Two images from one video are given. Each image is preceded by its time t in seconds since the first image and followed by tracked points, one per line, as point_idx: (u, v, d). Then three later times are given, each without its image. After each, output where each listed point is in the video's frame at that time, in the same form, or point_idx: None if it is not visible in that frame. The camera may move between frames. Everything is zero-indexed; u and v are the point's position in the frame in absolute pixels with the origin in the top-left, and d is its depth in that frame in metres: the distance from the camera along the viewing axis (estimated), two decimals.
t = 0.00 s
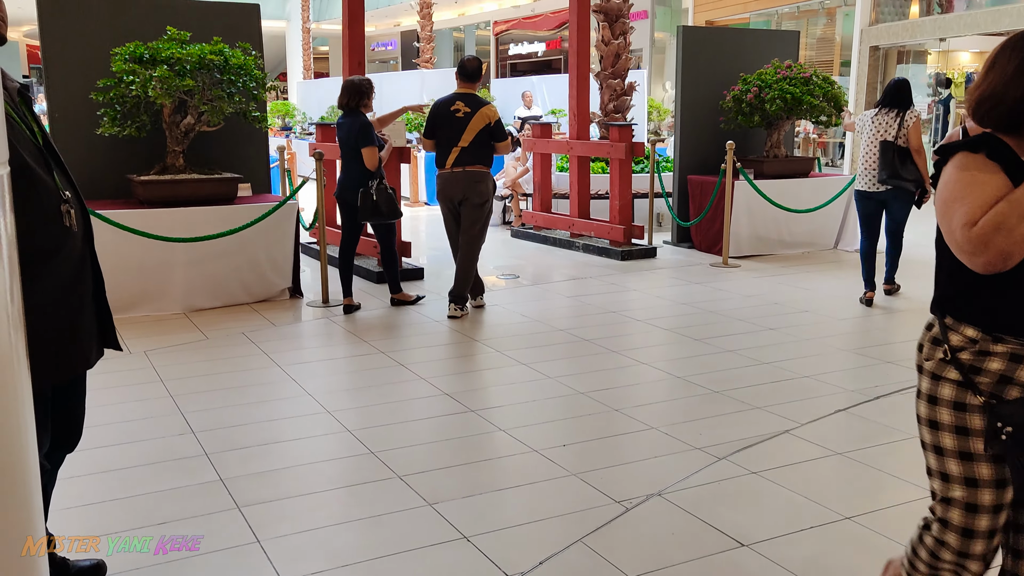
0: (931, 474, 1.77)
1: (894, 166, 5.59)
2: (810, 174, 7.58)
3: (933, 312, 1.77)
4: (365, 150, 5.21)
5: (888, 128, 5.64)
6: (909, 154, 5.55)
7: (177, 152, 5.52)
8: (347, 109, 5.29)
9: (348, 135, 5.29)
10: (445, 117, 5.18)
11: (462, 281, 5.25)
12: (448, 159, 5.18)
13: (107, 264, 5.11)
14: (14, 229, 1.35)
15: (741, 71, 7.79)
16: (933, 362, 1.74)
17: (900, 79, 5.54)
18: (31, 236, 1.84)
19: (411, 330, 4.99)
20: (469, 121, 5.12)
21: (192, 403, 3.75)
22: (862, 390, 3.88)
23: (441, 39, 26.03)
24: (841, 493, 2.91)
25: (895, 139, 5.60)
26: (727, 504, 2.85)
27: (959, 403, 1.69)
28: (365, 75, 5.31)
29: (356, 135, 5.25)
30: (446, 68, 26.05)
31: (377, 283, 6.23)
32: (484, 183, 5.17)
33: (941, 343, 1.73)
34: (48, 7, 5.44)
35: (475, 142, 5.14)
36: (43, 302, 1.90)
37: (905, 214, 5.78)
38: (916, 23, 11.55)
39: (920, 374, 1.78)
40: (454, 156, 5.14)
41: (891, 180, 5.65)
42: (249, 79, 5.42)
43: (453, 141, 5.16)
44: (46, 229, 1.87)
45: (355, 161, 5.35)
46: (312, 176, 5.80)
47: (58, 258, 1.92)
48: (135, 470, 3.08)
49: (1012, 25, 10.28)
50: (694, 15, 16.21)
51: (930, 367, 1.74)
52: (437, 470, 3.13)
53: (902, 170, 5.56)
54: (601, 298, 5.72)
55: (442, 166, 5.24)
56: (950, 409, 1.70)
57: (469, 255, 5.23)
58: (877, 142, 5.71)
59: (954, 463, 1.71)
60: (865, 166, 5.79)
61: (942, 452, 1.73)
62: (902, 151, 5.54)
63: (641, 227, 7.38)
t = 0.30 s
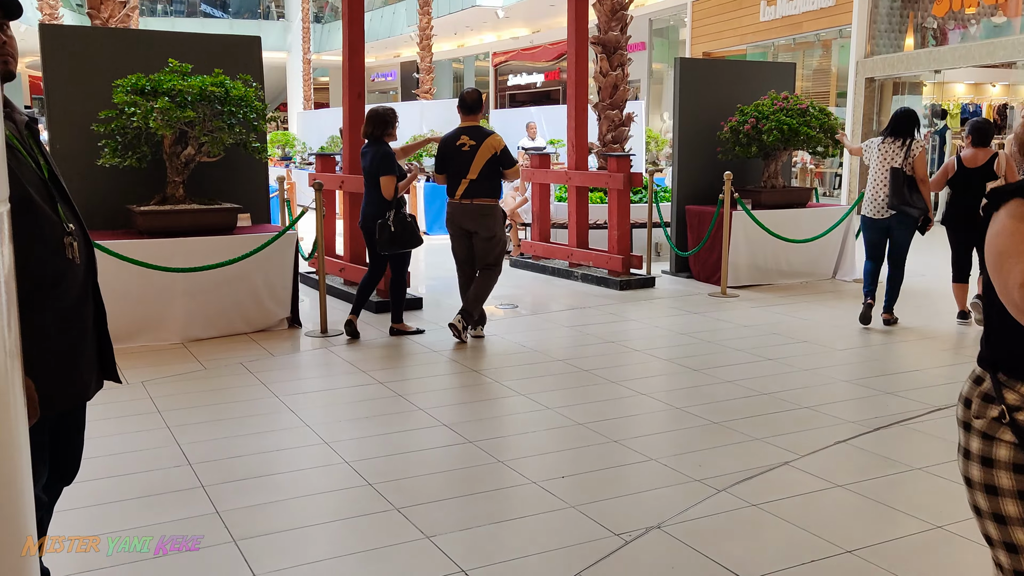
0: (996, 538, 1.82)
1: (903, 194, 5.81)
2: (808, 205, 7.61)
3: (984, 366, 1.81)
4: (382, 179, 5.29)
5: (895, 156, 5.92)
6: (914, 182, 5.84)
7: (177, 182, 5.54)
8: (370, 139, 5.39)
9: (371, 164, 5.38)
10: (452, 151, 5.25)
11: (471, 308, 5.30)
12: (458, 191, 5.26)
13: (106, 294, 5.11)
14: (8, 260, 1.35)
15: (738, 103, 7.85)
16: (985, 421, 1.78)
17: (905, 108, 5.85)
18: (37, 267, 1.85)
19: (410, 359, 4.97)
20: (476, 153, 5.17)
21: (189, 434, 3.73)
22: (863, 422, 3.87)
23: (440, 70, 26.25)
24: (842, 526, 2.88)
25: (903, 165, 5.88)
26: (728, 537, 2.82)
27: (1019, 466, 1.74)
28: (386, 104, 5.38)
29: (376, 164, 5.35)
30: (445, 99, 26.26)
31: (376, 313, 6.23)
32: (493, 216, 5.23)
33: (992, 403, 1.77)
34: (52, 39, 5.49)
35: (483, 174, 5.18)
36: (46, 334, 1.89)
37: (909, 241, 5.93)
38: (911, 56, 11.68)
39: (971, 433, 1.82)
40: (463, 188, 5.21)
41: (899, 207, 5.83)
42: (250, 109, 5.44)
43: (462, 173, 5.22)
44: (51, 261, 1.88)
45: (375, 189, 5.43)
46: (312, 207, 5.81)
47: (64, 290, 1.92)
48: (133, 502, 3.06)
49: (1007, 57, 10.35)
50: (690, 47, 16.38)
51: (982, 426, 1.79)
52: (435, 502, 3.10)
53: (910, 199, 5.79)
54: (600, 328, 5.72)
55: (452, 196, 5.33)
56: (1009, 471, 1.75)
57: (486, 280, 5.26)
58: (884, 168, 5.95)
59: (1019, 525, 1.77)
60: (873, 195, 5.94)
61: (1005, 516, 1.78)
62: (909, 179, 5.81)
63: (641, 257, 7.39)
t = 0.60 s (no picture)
0: None
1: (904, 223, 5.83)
2: (805, 234, 7.64)
3: None
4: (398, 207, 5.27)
5: (894, 186, 5.94)
6: (914, 211, 5.87)
7: (177, 212, 5.56)
8: (389, 166, 5.41)
9: (387, 192, 5.39)
10: (463, 180, 5.29)
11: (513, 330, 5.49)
12: (470, 220, 5.29)
13: (104, 323, 5.10)
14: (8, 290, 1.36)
15: (735, 133, 7.90)
16: None
17: (903, 139, 5.97)
18: (40, 297, 1.85)
19: (408, 388, 4.96)
20: (487, 181, 5.23)
21: (185, 465, 3.70)
22: (862, 452, 3.85)
23: (439, 100, 26.46)
24: (841, 557, 2.86)
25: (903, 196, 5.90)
26: (728, 569, 2.80)
27: None
28: (402, 133, 5.42)
29: (393, 192, 5.35)
30: (444, 128, 26.41)
31: (374, 341, 6.23)
32: (504, 246, 5.31)
33: None
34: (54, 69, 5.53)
35: (493, 204, 5.25)
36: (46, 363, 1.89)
37: (907, 267, 5.90)
38: (905, 86, 11.80)
39: None
40: (474, 218, 5.25)
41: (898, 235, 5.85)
42: (250, 140, 5.47)
43: (473, 202, 5.27)
44: (54, 291, 1.88)
45: (392, 217, 5.43)
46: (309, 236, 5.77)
47: (65, 320, 1.92)
48: (128, 533, 3.04)
49: (1001, 88, 10.44)
50: (687, 78, 16.50)
51: None
52: (433, 533, 3.08)
53: (910, 227, 5.81)
54: (598, 357, 5.72)
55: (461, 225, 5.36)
56: None
57: (517, 305, 5.41)
58: (884, 199, 5.98)
59: None
60: (871, 222, 5.99)
61: None
62: (908, 208, 5.87)
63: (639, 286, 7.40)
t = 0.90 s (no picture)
0: None
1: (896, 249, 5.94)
2: (802, 262, 7.65)
3: None
4: (415, 236, 5.34)
5: (887, 215, 6.02)
6: (909, 237, 5.91)
7: (174, 239, 5.57)
8: (403, 196, 5.45)
9: (403, 221, 5.44)
10: (486, 207, 5.27)
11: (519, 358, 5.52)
12: (491, 248, 5.28)
13: (100, 351, 5.08)
14: None
15: (731, 161, 7.94)
16: None
17: (895, 168, 6.08)
18: (40, 331, 1.84)
19: (405, 417, 4.94)
20: (512, 210, 5.25)
21: (180, 495, 3.67)
22: (862, 482, 3.82)
23: (437, 127, 26.62)
24: None
25: (895, 224, 5.95)
26: None
27: None
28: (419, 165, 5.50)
29: (411, 223, 5.38)
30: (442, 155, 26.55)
31: (371, 368, 6.21)
32: (525, 272, 5.35)
33: None
34: (54, 97, 5.55)
35: (516, 232, 5.28)
36: (45, 399, 1.88)
37: (909, 292, 5.90)
38: (900, 115, 11.87)
39: None
40: (496, 245, 5.26)
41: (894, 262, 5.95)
42: (248, 167, 5.50)
43: (494, 230, 5.27)
44: (54, 324, 1.88)
45: (408, 246, 5.45)
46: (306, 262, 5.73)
47: (64, 353, 1.92)
48: (120, 566, 3.00)
49: (995, 116, 10.44)
50: (684, 106, 16.62)
51: None
52: (430, 565, 3.04)
53: (904, 252, 5.89)
54: (596, 385, 5.70)
55: (482, 253, 5.34)
56: None
57: (523, 333, 5.42)
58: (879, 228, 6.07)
59: None
60: (871, 248, 6.10)
61: None
62: (902, 234, 5.92)
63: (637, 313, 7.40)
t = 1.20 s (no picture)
0: None
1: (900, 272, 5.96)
2: (799, 287, 7.67)
3: None
4: (433, 259, 5.47)
5: (889, 240, 6.06)
6: (910, 260, 5.95)
7: (172, 265, 5.56)
8: (421, 222, 5.57)
9: (421, 245, 5.55)
10: (505, 228, 5.29)
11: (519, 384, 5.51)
12: (509, 269, 5.27)
13: (98, 378, 5.07)
14: None
15: (727, 187, 7.97)
16: None
17: (898, 195, 6.14)
18: (35, 360, 1.84)
19: (402, 444, 4.92)
20: (531, 231, 5.31)
21: (175, 523, 3.64)
22: (862, 510, 3.80)
23: (435, 153, 26.77)
24: None
25: (897, 248, 5.99)
26: None
27: None
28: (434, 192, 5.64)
29: (429, 247, 5.51)
30: (439, 180, 26.66)
31: (368, 395, 6.19)
32: (539, 295, 5.39)
33: None
34: (53, 124, 5.57)
35: (533, 254, 5.31)
36: (38, 427, 1.87)
37: (917, 315, 5.93)
38: (895, 142, 11.95)
39: None
40: (514, 266, 5.25)
41: (899, 285, 5.95)
42: (246, 194, 5.52)
43: (512, 251, 5.28)
44: (50, 354, 1.88)
45: (425, 270, 5.57)
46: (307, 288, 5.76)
47: (59, 384, 1.92)
48: None
49: (990, 143, 10.51)
50: (680, 132, 16.73)
51: None
52: None
53: (907, 274, 5.91)
54: (594, 411, 5.69)
55: (497, 275, 5.31)
56: None
57: (524, 360, 5.42)
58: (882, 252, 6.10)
59: None
60: (874, 272, 6.11)
61: None
62: (905, 258, 5.95)
63: (634, 339, 7.39)
